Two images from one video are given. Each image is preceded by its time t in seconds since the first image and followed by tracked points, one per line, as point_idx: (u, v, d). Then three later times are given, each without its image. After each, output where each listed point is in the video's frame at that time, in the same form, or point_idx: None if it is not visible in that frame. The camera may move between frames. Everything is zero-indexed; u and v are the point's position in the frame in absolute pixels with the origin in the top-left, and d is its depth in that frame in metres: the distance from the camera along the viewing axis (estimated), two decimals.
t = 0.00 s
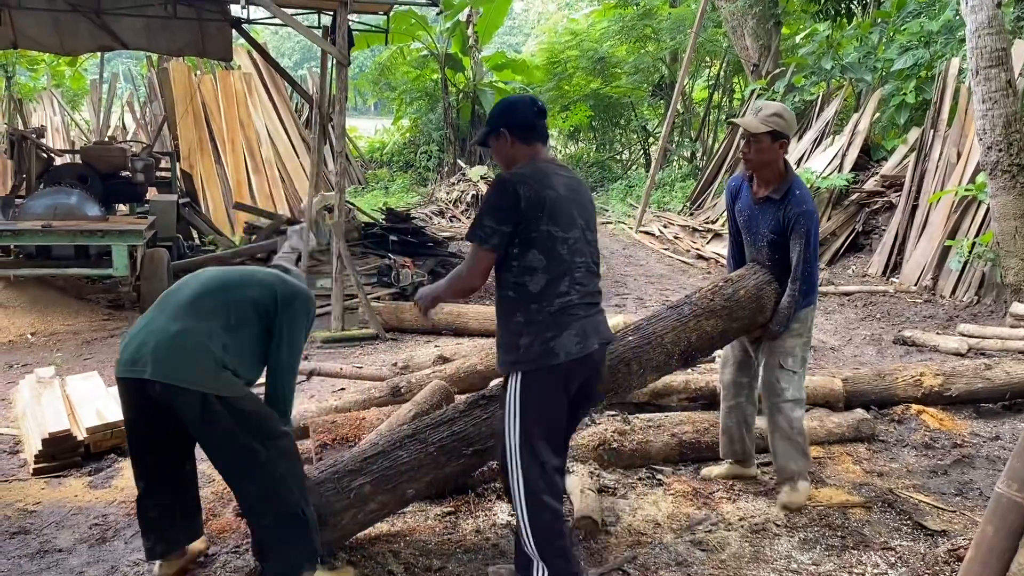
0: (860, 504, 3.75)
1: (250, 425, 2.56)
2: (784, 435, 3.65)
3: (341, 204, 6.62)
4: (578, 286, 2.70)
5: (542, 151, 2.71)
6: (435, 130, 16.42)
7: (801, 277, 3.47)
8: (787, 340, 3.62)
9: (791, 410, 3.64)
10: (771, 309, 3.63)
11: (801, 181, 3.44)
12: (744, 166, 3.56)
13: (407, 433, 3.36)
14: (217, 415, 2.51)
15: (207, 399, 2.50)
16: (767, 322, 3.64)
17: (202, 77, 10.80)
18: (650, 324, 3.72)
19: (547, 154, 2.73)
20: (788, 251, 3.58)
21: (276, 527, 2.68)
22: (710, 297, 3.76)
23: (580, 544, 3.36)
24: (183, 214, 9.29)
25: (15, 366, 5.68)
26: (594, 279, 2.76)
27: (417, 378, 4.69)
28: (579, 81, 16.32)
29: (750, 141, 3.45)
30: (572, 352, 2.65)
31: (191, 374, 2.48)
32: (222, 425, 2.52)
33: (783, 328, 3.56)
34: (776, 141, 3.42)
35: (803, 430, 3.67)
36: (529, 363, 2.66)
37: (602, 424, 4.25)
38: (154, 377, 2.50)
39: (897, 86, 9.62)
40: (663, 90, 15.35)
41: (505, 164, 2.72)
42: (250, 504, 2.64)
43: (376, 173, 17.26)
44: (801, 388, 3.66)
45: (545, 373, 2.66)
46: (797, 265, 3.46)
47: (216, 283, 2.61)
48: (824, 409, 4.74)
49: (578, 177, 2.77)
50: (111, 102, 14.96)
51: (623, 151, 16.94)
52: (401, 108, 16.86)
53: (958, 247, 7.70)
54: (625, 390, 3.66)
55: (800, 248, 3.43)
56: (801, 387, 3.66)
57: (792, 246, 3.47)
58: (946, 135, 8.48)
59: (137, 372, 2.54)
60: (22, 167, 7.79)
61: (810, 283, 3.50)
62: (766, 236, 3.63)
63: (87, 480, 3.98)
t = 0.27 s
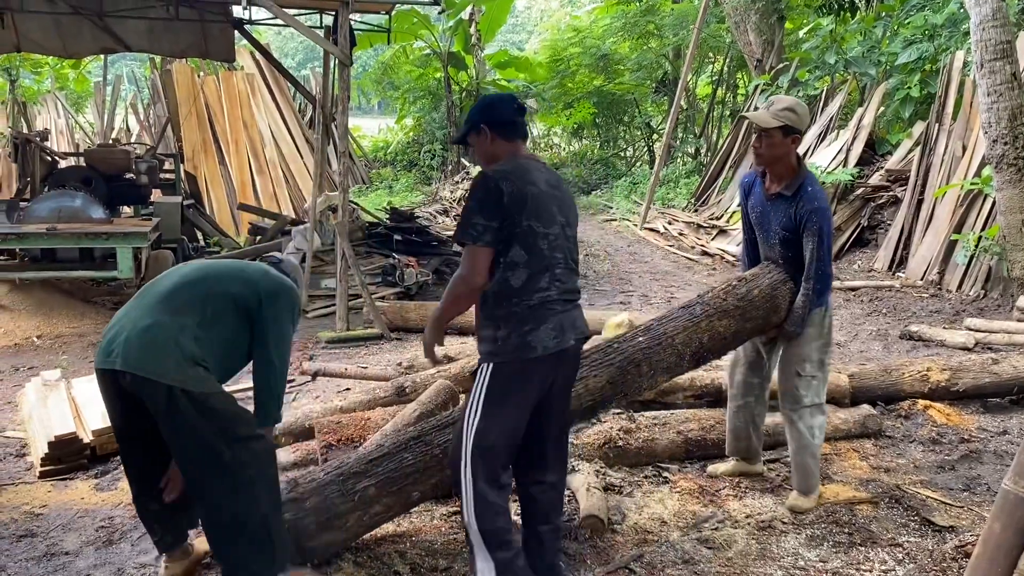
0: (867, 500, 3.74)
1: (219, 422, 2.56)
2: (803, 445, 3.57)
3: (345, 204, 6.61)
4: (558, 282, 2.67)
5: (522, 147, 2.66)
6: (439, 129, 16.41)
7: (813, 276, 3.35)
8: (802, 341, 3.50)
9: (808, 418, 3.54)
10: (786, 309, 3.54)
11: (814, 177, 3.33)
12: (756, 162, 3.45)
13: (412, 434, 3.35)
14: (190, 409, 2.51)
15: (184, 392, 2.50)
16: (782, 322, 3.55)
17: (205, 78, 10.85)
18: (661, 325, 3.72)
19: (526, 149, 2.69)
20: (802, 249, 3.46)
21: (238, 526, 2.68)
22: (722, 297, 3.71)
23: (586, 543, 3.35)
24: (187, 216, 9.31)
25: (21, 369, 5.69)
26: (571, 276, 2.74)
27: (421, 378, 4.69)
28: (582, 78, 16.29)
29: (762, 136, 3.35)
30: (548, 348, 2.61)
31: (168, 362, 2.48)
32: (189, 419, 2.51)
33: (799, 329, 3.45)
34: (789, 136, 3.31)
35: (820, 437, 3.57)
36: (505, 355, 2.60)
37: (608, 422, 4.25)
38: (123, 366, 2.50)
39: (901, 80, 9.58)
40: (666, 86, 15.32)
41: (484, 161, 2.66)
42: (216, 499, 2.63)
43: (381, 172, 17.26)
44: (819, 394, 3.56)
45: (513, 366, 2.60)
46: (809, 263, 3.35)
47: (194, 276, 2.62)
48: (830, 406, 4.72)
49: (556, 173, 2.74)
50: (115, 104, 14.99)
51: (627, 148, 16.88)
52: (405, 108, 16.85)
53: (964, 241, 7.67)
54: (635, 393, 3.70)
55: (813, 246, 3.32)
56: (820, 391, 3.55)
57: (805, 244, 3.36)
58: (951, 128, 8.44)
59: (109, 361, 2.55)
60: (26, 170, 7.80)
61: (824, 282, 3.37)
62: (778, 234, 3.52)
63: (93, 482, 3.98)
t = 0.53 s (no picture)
0: (874, 494, 3.71)
1: (219, 421, 2.58)
2: (813, 441, 3.53)
3: (348, 200, 6.60)
4: (526, 282, 2.61)
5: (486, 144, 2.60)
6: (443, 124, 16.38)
7: (823, 271, 3.30)
8: (813, 337, 3.45)
9: (820, 413, 3.50)
10: (796, 305, 3.48)
11: (823, 171, 3.28)
12: (765, 155, 3.41)
13: (416, 432, 3.33)
14: (189, 408, 2.52)
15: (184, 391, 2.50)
16: (792, 317, 3.49)
17: (209, 75, 10.82)
18: (668, 321, 3.64)
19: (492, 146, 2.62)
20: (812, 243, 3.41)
21: (232, 527, 2.68)
22: (731, 292, 3.64)
23: (591, 538, 3.34)
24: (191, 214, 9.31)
25: (26, 368, 5.69)
26: (541, 274, 2.67)
27: (425, 374, 4.67)
28: (586, 72, 16.33)
29: (770, 130, 3.31)
30: (518, 347, 2.57)
31: (167, 363, 2.47)
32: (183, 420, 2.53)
33: (809, 325, 3.40)
34: (796, 131, 3.27)
35: (831, 433, 3.53)
36: (474, 356, 2.56)
37: (613, 417, 4.23)
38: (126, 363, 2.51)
39: (907, 71, 9.53)
40: (670, 80, 15.28)
41: (448, 159, 2.61)
42: (208, 498, 2.63)
43: (385, 169, 17.25)
44: (832, 390, 3.51)
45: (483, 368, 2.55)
46: (819, 258, 3.30)
47: (195, 269, 2.58)
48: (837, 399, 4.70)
49: (523, 169, 2.67)
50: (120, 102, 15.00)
51: (632, 142, 16.81)
52: (408, 104, 16.82)
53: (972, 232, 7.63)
54: (642, 389, 3.61)
55: (823, 240, 3.27)
56: (832, 388, 3.50)
57: (815, 238, 3.31)
58: (958, 119, 8.40)
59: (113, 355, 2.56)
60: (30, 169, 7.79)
61: (835, 276, 3.32)
62: (787, 228, 3.47)
63: (98, 480, 3.98)
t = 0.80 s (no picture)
0: (877, 486, 3.69)
1: (234, 419, 2.59)
2: (815, 433, 3.52)
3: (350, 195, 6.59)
4: (462, 281, 2.47)
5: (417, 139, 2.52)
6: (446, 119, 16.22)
7: (825, 263, 3.28)
8: (816, 330, 3.42)
9: (824, 406, 3.48)
10: (798, 298, 3.46)
11: (824, 161, 3.25)
12: (764, 147, 3.38)
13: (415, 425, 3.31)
14: (204, 407, 2.55)
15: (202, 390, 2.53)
16: (794, 310, 3.47)
17: (211, 71, 10.76)
18: (669, 314, 3.58)
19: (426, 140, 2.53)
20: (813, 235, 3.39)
21: (245, 530, 2.67)
22: (732, 285, 3.59)
23: (592, 532, 3.32)
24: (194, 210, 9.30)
25: (28, 365, 5.69)
26: (482, 272, 2.52)
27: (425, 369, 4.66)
28: (590, 66, 16.25)
29: (768, 120, 3.26)
30: (453, 349, 2.44)
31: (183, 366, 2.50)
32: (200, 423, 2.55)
33: (811, 317, 3.38)
34: (793, 120, 3.23)
35: (835, 426, 3.52)
36: (410, 361, 2.47)
37: (614, 410, 4.21)
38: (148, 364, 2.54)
39: (912, 62, 9.46)
40: (674, 73, 15.23)
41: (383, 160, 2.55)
42: (218, 502, 2.63)
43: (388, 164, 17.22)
44: (835, 382, 3.49)
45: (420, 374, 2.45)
46: (820, 250, 3.27)
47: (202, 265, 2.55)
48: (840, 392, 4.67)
49: (461, 159, 2.54)
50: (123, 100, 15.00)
51: (636, 135, 16.75)
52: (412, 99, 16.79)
53: (977, 223, 7.59)
54: (643, 382, 3.57)
55: (824, 232, 3.24)
56: (835, 380, 3.47)
57: (815, 230, 3.28)
58: (963, 110, 8.34)
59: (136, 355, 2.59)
60: (31, 167, 7.79)
61: (837, 268, 3.30)
62: (789, 220, 3.45)
63: (99, 477, 3.98)
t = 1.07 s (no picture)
0: (875, 479, 3.68)
1: (226, 413, 2.58)
2: (812, 425, 3.50)
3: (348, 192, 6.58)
4: (416, 276, 2.43)
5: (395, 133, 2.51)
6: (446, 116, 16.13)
7: (819, 254, 3.27)
8: (810, 322, 3.41)
9: (819, 398, 3.48)
10: (791, 290, 3.47)
11: (816, 152, 3.24)
12: (757, 138, 3.36)
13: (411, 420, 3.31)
14: (198, 396, 2.54)
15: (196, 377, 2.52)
16: (788, 302, 3.49)
17: (211, 69, 10.66)
18: (662, 307, 3.57)
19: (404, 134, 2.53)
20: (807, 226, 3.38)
21: (237, 525, 2.68)
22: (726, 277, 3.57)
23: (588, 526, 3.31)
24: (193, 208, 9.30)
25: (27, 363, 5.70)
26: (440, 266, 2.47)
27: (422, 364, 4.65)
28: (590, 61, 16.21)
29: (762, 108, 3.25)
30: (408, 344, 2.40)
31: (176, 349, 2.49)
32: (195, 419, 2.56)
33: (805, 309, 3.38)
34: (785, 108, 3.22)
35: (831, 418, 3.51)
36: (368, 357, 2.46)
37: (611, 405, 4.20)
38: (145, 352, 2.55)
39: (912, 54, 9.43)
40: (675, 67, 15.20)
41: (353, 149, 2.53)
42: (209, 498, 2.64)
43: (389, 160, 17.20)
44: (830, 374, 3.48)
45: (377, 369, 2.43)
46: (814, 241, 3.26)
47: (195, 253, 2.58)
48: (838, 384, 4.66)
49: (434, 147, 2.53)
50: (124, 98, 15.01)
51: (637, 130, 16.71)
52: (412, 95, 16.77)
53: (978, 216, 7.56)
54: (637, 376, 3.56)
55: (818, 223, 3.23)
56: (830, 372, 3.47)
57: (809, 221, 3.27)
58: (963, 102, 8.31)
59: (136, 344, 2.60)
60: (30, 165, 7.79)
61: (830, 259, 3.29)
62: (783, 212, 3.44)
63: (96, 474, 3.98)
